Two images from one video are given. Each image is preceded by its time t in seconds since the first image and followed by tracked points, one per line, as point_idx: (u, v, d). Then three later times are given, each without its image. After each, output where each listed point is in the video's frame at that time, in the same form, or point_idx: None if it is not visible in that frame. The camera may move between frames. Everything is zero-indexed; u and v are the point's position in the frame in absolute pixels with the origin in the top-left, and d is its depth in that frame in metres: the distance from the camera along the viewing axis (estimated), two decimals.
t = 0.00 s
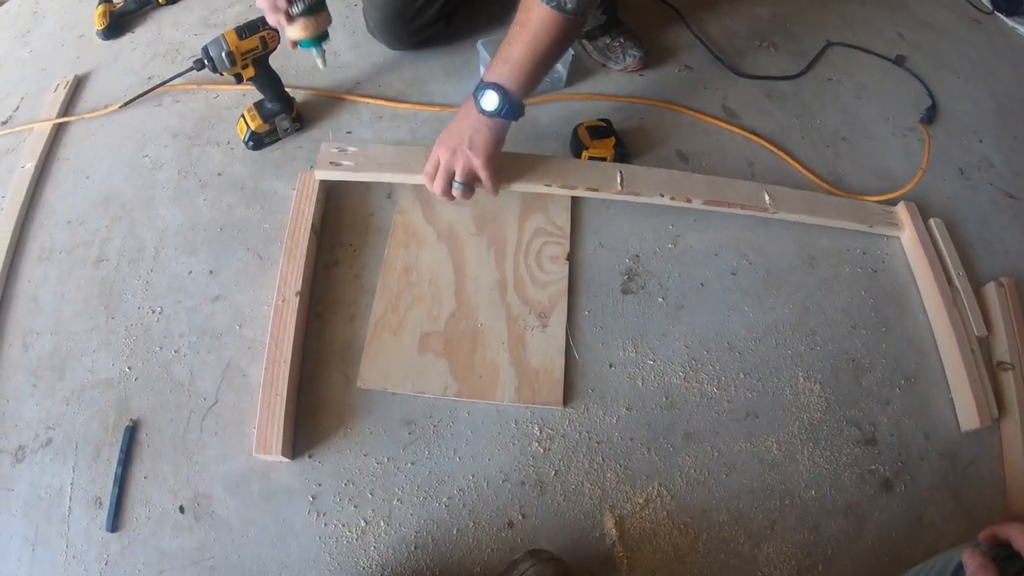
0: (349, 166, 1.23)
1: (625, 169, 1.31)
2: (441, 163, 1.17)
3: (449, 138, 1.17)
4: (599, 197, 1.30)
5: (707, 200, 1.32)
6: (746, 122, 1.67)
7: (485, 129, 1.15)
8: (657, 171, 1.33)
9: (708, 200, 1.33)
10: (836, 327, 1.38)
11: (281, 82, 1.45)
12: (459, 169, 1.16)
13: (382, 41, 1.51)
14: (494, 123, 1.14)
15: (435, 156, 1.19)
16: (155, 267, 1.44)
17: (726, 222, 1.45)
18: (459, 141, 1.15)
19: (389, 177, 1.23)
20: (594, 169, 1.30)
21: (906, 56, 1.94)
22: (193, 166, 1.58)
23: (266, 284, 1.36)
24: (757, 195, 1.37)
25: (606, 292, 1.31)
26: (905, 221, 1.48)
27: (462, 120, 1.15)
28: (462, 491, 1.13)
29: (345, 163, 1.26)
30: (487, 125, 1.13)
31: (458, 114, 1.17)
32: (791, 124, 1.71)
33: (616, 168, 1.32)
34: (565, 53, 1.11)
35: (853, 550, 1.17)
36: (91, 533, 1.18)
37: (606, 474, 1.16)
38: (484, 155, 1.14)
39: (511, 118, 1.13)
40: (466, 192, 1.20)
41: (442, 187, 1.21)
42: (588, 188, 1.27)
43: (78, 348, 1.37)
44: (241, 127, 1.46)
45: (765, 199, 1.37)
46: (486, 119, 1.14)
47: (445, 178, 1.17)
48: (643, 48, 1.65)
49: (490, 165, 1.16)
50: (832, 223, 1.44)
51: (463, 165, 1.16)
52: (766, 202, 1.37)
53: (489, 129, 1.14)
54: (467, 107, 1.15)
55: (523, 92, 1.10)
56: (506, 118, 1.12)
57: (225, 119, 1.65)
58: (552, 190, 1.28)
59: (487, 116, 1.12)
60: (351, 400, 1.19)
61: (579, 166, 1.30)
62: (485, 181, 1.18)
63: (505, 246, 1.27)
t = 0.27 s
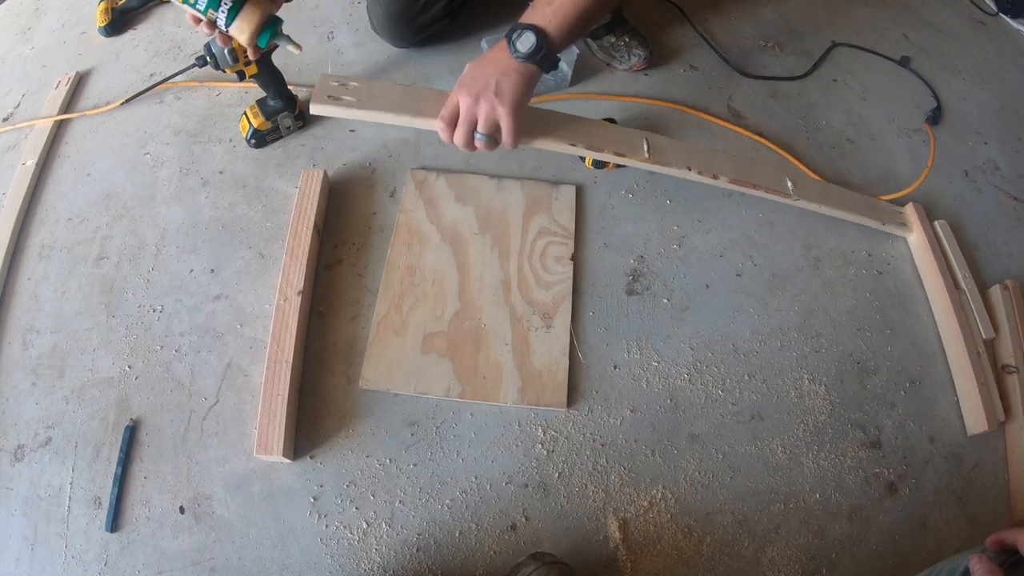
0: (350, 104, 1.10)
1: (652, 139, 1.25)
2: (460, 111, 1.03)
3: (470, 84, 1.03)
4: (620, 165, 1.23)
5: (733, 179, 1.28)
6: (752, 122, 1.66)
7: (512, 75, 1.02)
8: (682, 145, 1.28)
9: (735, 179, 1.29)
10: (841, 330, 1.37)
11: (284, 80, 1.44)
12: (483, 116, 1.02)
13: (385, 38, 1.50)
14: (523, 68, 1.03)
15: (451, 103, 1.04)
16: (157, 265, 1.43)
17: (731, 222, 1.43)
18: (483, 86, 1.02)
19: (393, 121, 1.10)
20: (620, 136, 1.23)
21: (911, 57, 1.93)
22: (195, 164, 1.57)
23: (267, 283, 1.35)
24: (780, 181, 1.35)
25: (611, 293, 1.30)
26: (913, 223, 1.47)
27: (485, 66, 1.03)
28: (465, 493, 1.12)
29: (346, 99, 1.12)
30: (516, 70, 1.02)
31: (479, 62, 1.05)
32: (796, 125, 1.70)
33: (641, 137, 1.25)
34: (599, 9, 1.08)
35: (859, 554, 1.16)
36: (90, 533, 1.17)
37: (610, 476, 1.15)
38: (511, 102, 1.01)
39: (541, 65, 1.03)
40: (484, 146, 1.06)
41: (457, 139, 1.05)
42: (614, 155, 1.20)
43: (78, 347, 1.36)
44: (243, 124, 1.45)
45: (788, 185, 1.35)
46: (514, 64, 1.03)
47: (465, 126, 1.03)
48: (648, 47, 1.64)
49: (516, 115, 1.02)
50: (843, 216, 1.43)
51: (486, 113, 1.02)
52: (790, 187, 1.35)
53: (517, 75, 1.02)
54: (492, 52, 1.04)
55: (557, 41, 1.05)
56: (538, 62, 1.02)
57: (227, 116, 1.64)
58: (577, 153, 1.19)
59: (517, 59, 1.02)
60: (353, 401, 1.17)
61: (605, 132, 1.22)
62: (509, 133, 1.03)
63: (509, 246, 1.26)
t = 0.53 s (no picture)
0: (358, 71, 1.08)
1: (665, 124, 1.25)
2: (476, 76, 1.03)
3: (487, 51, 1.04)
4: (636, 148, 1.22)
5: (745, 168, 1.29)
6: (753, 123, 1.66)
7: (530, 45, 1.05)
8: (694, 134, 1.29)
9: (746, 169, 1.30)
10: (843, 331, 1.37)
11: (286, 79, 1.43)
12: (500, 81, 1.02)
13: (388, 38, 1.50)
14: (542, 38, 1.06)
15: (466, 69, 1.04)
16: (158, 264, 1.43)
17: (733, 223, 1.43)
18: (502, 52, 1.03)
19: (401, 89, 1.08)
20: (634, 119, 1.22)
21: (912, 58, 1.93)
22: (196, 163, 1.57)
23: (268, 282, 1.35)
24: (789, 173, 1.37)
25: (612, 293, 1.30)
26: (916, 224, 1.47)
27: (503, 35, 1.05)
28: (466, 493, 1.12)
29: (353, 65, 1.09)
30: (536, 38, 1.05)
31: (496, 32, 1.07)
32: (798, 125, 1.70)
33: (655, 123, 1.25)
34: None
35: (859, 555, 1.16)
36: (91, 532, 1.17)
37: (611, 476, 1.15)
38: (529, 69, 1.02)
39: (558, 36, 1.07)
40: (497, 116, 1.05)
41: (470, 107, 1.05)
42: (628, 135, 1.19)
43: (79, 345, 1.36)
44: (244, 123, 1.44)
45: (796, 177, 1.37)
46: (533, 35, 1.06)
47: (481, 92, 1.03)
48: (651, 47, 1.64)
49: (533, 84, 1.03)
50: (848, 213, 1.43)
51: (503, 80, 1.02)
52: (798, 181, 1.37)
53: (535, 44, 1.04)
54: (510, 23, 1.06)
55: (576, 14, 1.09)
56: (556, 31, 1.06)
57: (229, 115, 1.64)
58: (591, 135, 1.18)
59: (538, 28, 1.05)
60: (354, 401, 1.17)
61: (620, 116, 1.22)
62: (525, 102, 1.03)
63: (510, 247, 1.26)
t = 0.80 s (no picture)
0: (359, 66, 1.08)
1: (667, 122, 1.24)
2: (478, 70, 1.03)
3: (489, 46, 1.04)
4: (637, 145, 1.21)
5: (746, 166, 1.29)
6: (753, 124, 1.67)
7: (533, 39, 1.05)
8: (696, 131, 1.29)
9: (746, 167, 1.30)
10: (842, 331, 1.37)
11: (287, 79, 1.43)
12: (502, 76, 1.02)
13: (389, 37, 1.50)
14: (545, 32, 1.06)
15: (468, 63, 1.04)
16: (159, 263, 1.43)
17: (732, 223, 1.44)
18: (504, 46, 1.03)
19: (401, 84, 1.08)
20: (635, 117, 1.22)
21: (912, 59, 1.93)
22: (198, 162, 1.57)
23: (270, 281, 1.35)
24: (789, 172, 1.38)
25: (612, 293, 1.30)
26: (915, 225, 1.47)
27: (506, 30, 1.06)
28: (466, 491, 1.13)
29: (354, 59, 1.10)
30: (539, 33, 1.05)
31: (499, 26, 1.07)
32: (797, 126, 1.71)
33: (656, 121, 1.24)
34: None
35: (858, 553, 1.17)
36: (92, 530, 1.18)
37: (610, 474, 1.16)
38: (532, 64, 1.02)
39: (561, 31, 1.07)
40: (498, 111, 1.05)
41: (471, 101, 1.05)
42: (629, 132, 1.18)
43: (81, 344, 1.36)
44: (246, 123, 1.45)
45: (796, 175, 1.37)
46: (536, 29, 1.06)
47: (483, 85, 1.03)
48: (651, 48, 1.65)
49: (534, 78, 1.03)
50: (848, 212, 1.44)
51: (505, 73, 1.02)
52: (797, 179, 1.37)
53: (537, 39, 1.05)
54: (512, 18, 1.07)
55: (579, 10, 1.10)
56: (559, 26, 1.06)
57: (231, 115, 1.64)
58: (594, 131, 1.18)
59: (541, 22, 1.06)
60: (355, 399, 1.18)
61: (622, 112, 1.22)
62: (527, 96, 1.04)
63: (511, 247, 1.26)
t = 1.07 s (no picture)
0: (360, 68, 1.08)
1: (668, 125, 1.25)
2: (480, 70, 1.03)
3: (491, 47, 1.04)
4: (638, 148, 1.22)
5: (746, 168, 1.30)
6: (752, 126, 1.68)
7: (535, 40, 1.05)
8: (696, 133, 1.29)
9: (747, 169, 1.31)
10: (841, 332, 1.38)
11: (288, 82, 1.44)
12: (504, 76, 1.02)
13: (390, 41, 1.50)
14: (547, 34, 1.06)
15: (470, 63, 1.04)
16: (161, 266, 1.44)
17: (731, 226, 1.45)
18: (506, 47, 1.03)
19: (402, 85, 1.09)
20: (636, 119, 1.22)
21: (910, 61, 1.94)
22: (200, 166, 1.58)
23: (271, 283, 1.35)
24: (789, 174, 1.38)
25: (612, 295, 1.31)
26: (914, 227, 1.48)
27: (508, 30, 1.06)
28: (467, 493, 1.13)
29: (355, 60, 1.10)
30: (541, 34, 1.05)
31: (500, 27, 1.07)
32: (796, 129, 1.72)
33: (657, 123, 1.25)
34: None
35: (856, 554, 1.17)
36: (94, 531, 1.18)
37: (610, 476, 1.17)
38: (534, 64, 1.02)
39: (563, 33, 1.07)
40: (499, 112, 1.05)
41: (472, 101, 1.05)
42: (631, 134, 1.19)
43: (83, 346, 1.37)
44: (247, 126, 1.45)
45: (796, 177, 1.38)
46: (538, 30, 1.06)
47: (485, 85, 1.03)
48: (650, 51, 1.65)
49: (536, 80, 1.03)
50: (848, 215, 1.44)
51: (507, 74, 1.02)
52: (797, 181, 1.38)
53: (539, 39, 1.05)
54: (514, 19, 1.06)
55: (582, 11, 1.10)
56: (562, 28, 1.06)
57: (232, 118, 1.65)
58: (595, 133, 1.18)
59: (543, 23, 1.06)
60: (356, 402, 1.18)
61: (622, 114, 1.22)
62: (528, 97, 1.04)
63: (512, 249, 1.27)
